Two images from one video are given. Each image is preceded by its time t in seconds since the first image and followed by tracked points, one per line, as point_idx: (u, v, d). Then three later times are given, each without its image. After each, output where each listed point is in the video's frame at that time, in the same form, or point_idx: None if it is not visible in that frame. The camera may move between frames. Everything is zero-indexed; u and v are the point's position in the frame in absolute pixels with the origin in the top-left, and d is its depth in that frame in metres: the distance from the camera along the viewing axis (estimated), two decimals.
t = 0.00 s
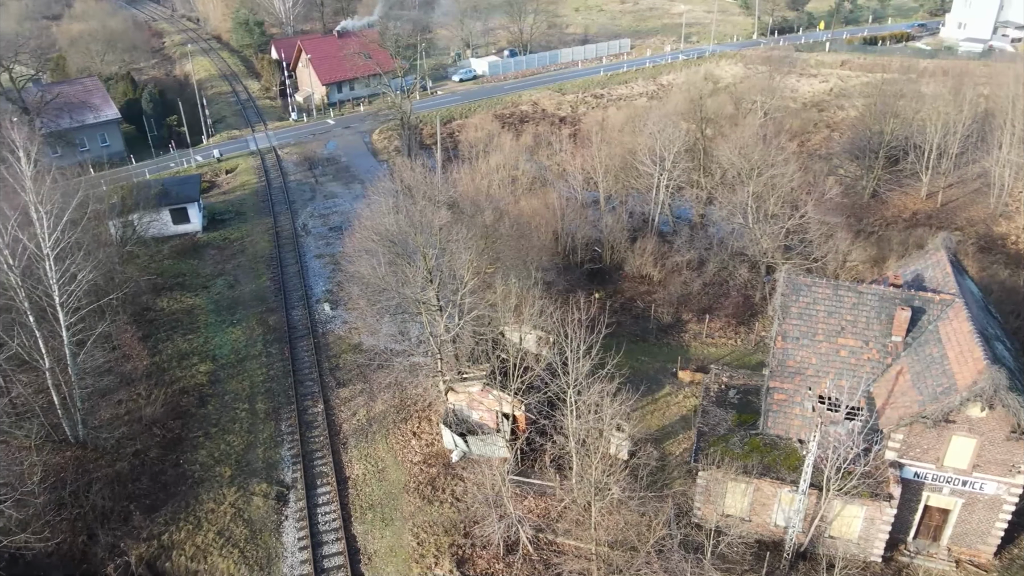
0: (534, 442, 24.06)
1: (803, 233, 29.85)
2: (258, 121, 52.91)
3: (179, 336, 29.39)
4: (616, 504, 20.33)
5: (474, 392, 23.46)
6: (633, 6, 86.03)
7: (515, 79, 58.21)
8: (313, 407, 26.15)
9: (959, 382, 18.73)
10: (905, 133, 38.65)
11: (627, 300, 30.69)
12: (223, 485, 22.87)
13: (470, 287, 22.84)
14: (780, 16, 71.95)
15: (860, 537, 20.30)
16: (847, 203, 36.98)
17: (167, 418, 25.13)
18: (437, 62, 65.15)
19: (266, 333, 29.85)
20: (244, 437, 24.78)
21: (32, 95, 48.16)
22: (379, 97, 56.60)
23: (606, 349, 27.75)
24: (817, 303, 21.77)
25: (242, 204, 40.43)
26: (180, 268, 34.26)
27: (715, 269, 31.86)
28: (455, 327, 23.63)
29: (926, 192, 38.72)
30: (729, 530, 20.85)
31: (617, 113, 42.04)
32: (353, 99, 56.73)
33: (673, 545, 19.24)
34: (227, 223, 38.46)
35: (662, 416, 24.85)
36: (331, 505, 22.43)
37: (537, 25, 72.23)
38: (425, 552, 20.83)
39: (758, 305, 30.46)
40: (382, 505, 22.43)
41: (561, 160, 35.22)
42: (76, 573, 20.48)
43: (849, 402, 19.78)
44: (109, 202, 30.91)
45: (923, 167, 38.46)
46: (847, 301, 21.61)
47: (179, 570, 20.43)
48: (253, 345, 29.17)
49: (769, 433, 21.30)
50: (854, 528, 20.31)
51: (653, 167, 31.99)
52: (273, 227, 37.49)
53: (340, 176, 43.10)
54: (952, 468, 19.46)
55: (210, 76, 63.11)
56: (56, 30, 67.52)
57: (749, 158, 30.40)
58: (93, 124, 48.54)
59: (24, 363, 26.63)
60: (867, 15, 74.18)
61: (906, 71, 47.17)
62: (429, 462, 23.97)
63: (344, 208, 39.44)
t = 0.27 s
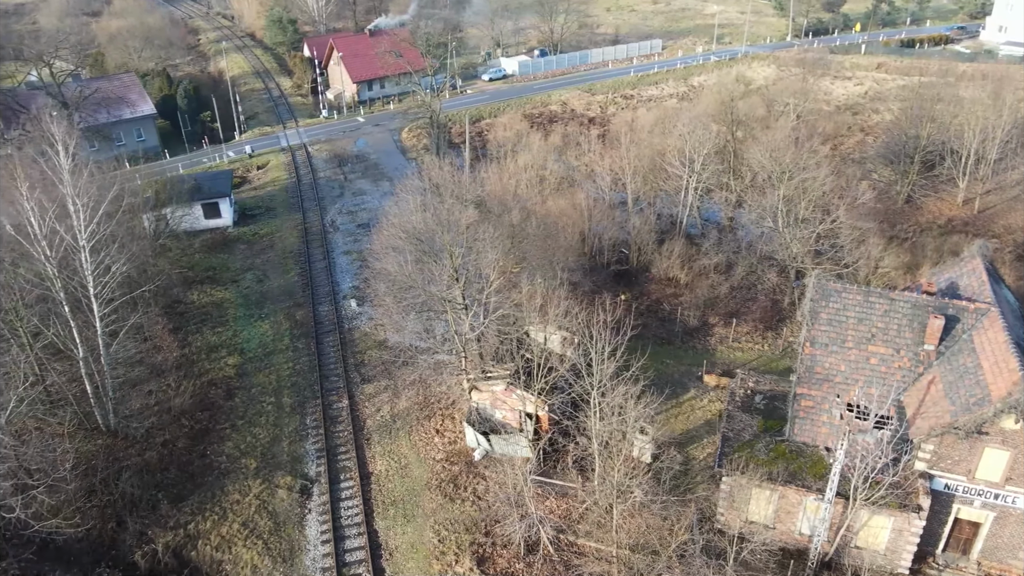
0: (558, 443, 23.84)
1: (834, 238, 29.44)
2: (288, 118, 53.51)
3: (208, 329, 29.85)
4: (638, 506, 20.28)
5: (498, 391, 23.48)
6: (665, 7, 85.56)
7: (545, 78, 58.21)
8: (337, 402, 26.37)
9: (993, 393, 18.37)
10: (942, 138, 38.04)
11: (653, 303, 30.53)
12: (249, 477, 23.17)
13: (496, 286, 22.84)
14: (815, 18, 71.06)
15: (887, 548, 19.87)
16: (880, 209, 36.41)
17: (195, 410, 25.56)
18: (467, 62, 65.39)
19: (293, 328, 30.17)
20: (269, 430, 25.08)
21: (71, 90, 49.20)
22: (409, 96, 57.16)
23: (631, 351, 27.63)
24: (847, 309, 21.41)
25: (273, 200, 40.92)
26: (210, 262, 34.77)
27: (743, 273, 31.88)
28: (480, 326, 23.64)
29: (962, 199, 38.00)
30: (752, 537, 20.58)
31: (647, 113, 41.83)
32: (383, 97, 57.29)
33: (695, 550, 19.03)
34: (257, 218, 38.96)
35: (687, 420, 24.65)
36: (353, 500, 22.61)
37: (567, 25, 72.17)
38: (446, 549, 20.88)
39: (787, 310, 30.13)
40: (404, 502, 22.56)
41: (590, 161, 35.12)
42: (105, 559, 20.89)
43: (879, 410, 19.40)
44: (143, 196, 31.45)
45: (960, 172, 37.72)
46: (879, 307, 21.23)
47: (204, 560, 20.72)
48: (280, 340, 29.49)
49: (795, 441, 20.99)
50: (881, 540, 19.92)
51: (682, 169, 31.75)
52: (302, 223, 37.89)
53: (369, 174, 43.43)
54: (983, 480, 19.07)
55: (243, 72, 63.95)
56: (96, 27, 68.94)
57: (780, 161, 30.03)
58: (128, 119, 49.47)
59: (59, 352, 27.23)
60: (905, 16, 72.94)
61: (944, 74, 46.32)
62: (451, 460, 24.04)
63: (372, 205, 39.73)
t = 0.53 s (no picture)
0: (581, 444, 23.74)
1: (867, 244, 28.99)
2: (320, 115, 54.12)
3: (238, 322, 30.28)
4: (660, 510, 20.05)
5: (522, 391, 23.39)
6: (699, 7, 84.89)
7: (576, 78, 58.12)
8: (363, 398, 26.59)
9: None
10: (982, 143, 37.26)
11: (680, 306, 30.36)
12: (274, 469, 23.46)
13: (522, 286, 22.82)
14: (852, 20, 70.01)
15: (916, 561, 19.47)
16: (916, 214, 35.79)
17: (224, 402, 25.97)
18: (497, 61, 65.53)
19: (321, 323, 30.50)
20: (295, 423, 25.38)
21: (110, 85, 50.17)
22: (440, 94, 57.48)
23: (657, 354, 27.49)
24: (879, 316, 21.02)
25: (303, 196, 41.37)
26: (241, 256, 35.30)
27: (773, 277, 31.47)
28: (505, 325, 23.64)
29: (1001, 206, 37.20)
30: (777, 544, 20.32)
31: (679, 115, 41.60)
32: (415, 95, 57.67)
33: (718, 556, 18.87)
34: (287, 213, 39.45)
35: (712, 424, 24.43)
36: (377, 495, 22.78)
37: (600, 25, 71.99)
38: (467, 547, 20.94)
39: (817, 316, 29.76)
40: (427, 498, 22.66)
41: (619, 162, 35.02)
42: (134, 545, 21.30)
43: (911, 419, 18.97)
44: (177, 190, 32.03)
45: (1000, 179, 36.91)
46: (912, 315, 20.83)
47: (230, 550, 21.00)
48: (308, 334, 29.83)
49: (823, 448, 20.63)
50: (909, 552, 19.51)
51: (712, 171, 31.48)
52: (331, 220, 38.28)
53: (398, 171, 43.73)
54: (1017, 494, 18.65)
55: (277, 69, 64.76)
56: (135, 23, 70.39)
57: (813, 165, 29.62)
58: (165, 115, 50.37)
59: (93, 341, 27.81)
60: (945, 19, 71.51)
61: (985, 78, 45.36)
62: (475, 459, 24.10)
63: (401, 203, 39.99)
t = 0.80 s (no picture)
0: (605, 446, 23.65)
1: (901, 251, 28.51)
2: (351, 112, 54.63)
3: (267, 316, 30.65)
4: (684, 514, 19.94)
5: (547, 391, 23.40)
6: (733, 8, 84.09)
7: (606, 79, 57.93)
8: (388, 394, 26.77)
9: None
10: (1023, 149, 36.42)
11: (708, 309, 30.14)
12: (300, 462, 23.72)
13: (549, 285, 22.75)
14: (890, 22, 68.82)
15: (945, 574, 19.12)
16: (952, 221, 35.11)
17: (252, 394, 26.32)
18: (528, 61, 65.57)
19: (348, 318, 30.78)
20: (321, 417, 25.63)
21: (147, 80, 51.09)
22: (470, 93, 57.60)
23: (683, 357, 27.30)
24: (912, 324, 20.60)
25: (333, 192, 41.79)
26: (271, 250, 35.76)
27: (803, 282, 31.12)
28: (531, 325, 23.59)
29: None
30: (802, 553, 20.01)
31: (711, 116, 41.29)
32: (445, 93, 57.92)
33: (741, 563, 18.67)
34: (317, 209, 39.87)
35: (738, 429, 24.19)
36: (400, 490, 22.92)
37: (632, 25, 71.68)
38: (488, 545, 20.97)
39: (848, 322, 29.35)
40: (449, 495, 22.76)
41: (649, 163, 34.85)
42: (161, 533, 21.66)
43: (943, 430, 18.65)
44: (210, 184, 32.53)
45: None
46: (946, 323, 20.38)
47: (255, 540, 21.28)
48: (335, 329, 30.11)
49: (851, 457, 20.40)
50: (939, 564, 19.13)
51: (743, 173, 31.16)
52: (360, 216, 38.59)
53: (427, 169, 43.95)
54: None
55: (310, 67, 65.48)
56: (173, 20, 71.70)
57: (847, 169, 29.18)
58: (200, 110, 51.17)
59: (126, 332, 28.38)
60: (987, 21, 69.99)
61: None
62: (498, 457, 24.13)
63: (430, 200, 40.19)
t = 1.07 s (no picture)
0: (627, 447, 23.55)
1: (934, 257, 28.02)
2: (380, 110, 55.02)
3: (293, 311, 30.99)
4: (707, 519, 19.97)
5: (570, 392, 23.51)
6: (766, 9, 83.19)
7: (636, 79, 57.67)
8: (411, 391, 26.91)
9: None
10: None
11: (734, 312, 29.88)
12: (323, 456, 23.93)
13: (574, 286, 22.63)
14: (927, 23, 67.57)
15: None
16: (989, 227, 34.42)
17: (277, 387, 26.63)
18: (557, 60, 65.50)
19: (374, 315, 31.01)
20: (345, 412, 25.85)
21: (182, 76, 51.90)
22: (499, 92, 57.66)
23: (709, 360, 27.09)
24: (944, 331, 20.13)
25: (360, 189, 42.13)
26: (299, 246, 36.15)
27: (832, 287, 30.73)
28: (555, 324, 23.46)
29: None
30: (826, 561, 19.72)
31: (741, 118, 40.93)
32: (473, 92, 58.07)
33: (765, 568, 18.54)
34: (344, 206, 40.21)
35: (763, 434, 23.93)
36: (421, 487, 23.02)
37: (662, 26, 71.30)
38: (509, 544, 21.00)
39: (878, 329, 28.92)
40: (470, 493, 22.81)
41: (677, 164, 34.64)
42: (186, 522, 21.97)
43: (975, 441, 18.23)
44: (240, 179, 32.97)
45: None
46: (980, 332, 19.88)
47: (277, 532, 21.51)
48: (360, 325, 30.34)
49: (879, 465, 20.03)
50: None
51: (773, 176, 30.84)
52: (387, 214, 38.82)
53: (454, 167, 44.10)
54: None
55: (341, 65, 66.07)
56: (207, 18, 72.83)
57: (880, 173, 28.73)
58: (231, 106, 51.96)
59: (156, 323, 28.89)
60: None
61: None
62: (520, 456, 24.15)
63: (456, 198, 40.32)
